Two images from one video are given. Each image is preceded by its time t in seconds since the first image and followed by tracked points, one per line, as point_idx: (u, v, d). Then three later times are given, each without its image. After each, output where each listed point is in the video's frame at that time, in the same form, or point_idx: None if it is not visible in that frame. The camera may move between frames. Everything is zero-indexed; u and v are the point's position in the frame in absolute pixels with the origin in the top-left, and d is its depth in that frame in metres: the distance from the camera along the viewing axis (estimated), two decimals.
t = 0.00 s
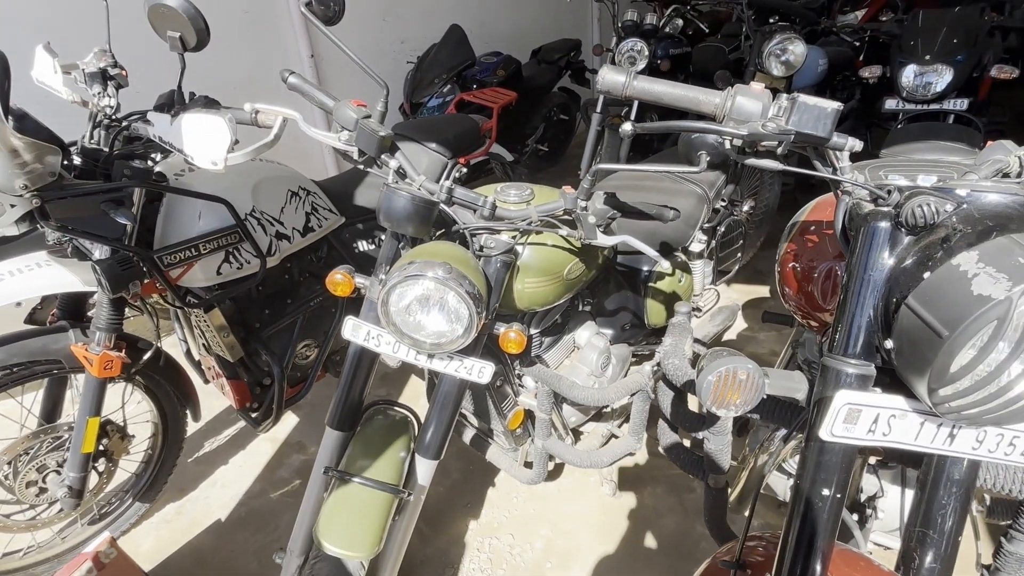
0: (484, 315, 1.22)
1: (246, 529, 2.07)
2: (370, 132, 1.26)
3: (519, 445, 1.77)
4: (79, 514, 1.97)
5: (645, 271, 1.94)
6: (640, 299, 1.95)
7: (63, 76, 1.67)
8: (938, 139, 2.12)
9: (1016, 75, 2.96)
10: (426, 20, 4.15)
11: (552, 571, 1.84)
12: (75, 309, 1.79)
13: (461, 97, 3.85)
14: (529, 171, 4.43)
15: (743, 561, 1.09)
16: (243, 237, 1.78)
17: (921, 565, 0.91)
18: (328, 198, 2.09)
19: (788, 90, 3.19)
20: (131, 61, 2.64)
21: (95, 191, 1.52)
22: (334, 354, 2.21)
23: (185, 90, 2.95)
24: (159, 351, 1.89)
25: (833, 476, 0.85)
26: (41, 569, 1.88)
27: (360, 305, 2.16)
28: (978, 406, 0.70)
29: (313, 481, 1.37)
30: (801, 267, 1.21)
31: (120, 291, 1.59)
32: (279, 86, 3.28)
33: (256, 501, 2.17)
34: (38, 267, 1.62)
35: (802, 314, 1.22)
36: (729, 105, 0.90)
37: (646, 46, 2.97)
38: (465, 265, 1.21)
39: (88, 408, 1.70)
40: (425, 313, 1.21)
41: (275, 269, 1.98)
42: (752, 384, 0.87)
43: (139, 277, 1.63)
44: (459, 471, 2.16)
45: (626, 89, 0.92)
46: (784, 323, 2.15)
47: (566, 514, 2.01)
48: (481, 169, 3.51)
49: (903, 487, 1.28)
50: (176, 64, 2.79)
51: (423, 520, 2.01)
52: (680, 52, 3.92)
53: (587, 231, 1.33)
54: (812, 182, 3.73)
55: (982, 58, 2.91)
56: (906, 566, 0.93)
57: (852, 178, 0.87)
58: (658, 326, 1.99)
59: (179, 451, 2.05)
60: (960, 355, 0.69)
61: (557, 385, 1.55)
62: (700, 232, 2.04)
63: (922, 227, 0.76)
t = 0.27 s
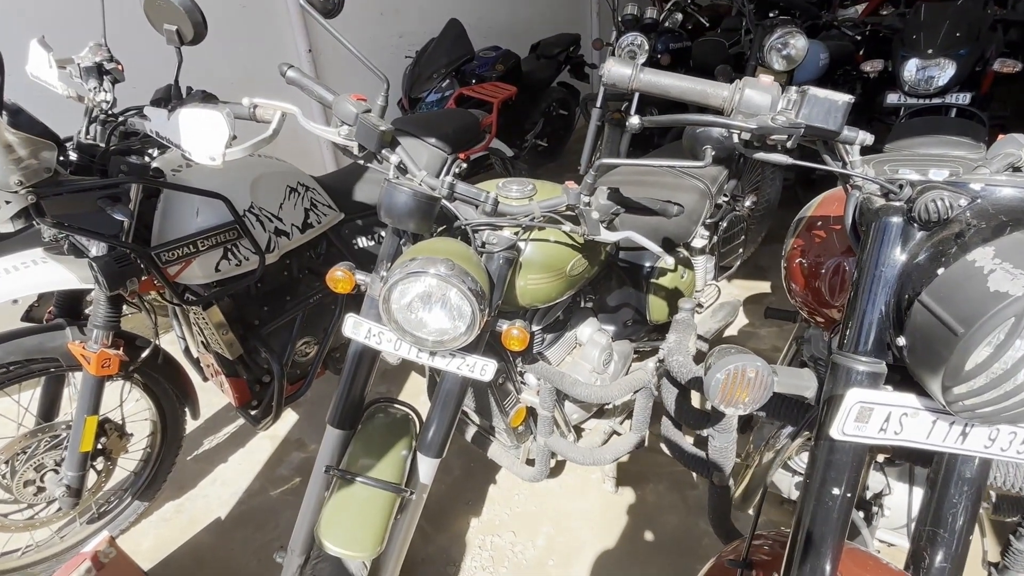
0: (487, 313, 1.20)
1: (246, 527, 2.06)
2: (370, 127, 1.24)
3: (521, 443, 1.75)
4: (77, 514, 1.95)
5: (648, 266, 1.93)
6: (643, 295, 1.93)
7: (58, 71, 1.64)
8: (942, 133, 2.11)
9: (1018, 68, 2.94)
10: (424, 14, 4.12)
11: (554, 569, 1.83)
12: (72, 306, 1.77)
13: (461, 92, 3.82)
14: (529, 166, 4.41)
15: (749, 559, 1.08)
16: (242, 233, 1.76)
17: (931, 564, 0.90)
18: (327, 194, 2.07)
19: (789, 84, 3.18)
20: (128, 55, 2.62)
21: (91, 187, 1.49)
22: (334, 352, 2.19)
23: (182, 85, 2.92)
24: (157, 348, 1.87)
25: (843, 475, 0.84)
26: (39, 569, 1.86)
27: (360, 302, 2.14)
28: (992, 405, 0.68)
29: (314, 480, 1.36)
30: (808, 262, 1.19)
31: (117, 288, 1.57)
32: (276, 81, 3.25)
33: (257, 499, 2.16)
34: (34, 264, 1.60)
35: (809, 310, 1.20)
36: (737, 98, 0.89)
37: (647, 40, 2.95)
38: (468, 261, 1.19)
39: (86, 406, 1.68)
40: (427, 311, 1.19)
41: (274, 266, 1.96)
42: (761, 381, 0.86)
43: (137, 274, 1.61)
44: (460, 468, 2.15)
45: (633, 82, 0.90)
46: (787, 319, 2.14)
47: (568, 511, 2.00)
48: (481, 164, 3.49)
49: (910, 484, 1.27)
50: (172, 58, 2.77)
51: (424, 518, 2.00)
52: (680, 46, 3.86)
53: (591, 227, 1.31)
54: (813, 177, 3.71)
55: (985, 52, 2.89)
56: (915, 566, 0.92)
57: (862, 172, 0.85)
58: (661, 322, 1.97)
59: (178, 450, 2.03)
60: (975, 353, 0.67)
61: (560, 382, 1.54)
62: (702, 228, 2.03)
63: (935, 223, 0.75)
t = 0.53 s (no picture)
0: (482, 304, 1.19)
1: (241, 521, 2.05)
2: (363, 115, 1.23)
3: (517, 434, 1.75)
4: (70, 508, 1.94)
5: (644, 258, 1.92)
6: (639, 286, 1.92)
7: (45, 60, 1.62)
8: (938, 123, 2.10)
9: (1014, 58, 2.95)
10: (418, 4, 4.08)
11: (550, 560, 1.83)
12: (62, 299, 1.75)
13: (455, 83, 3.79)
14: (524, 158, 4.38)
15: (746, 550, 1.08)
16: (234, 225, 1.74)
17: (927, 554, 0.90)
18: (320, 185, 2.05)
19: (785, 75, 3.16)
20: (116, 45, 2.59)
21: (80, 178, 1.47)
22: (328, 345, 2.18)
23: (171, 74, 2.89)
24: (149, 342, 1.85)
25: (841, 464, 0.83)
26: (32, 563, 1.85)
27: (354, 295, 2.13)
28: (991, 393, 0.68)
29: (309, 473, 1.35)
30: (806, 252, 1.18)
31: (107, 281, 1.55)
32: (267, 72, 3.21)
33: (252, 493, 2.15)
34: (23, 257, 1.58)
35: (807, 299, 1.19)
36: (735, 85, 0.87)
37: (642, 30, 2.93)
38: (463, 252, 1.18)
39: (77, 400, 1.67)
40: (421, 302, 1.18)
41: (267, 258, 1.94)
42: (759, 371, 0.85)
43: (127, 267, 1.59)
44: (456, 460, 2.15)
45: (629, 68, 0.89)
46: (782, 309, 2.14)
47: (564, 503, 2.00)
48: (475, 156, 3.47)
49: (906, 474, 1.27)
50: (161, 47, 2.73)
51: (420, 510, 2.00)
52: (675, 37, 3.91)
53: (586, 218, 1.31)
54: (809, 168, 3.71)
55: (981, 42, 2.88)
56: (912, 555, 0.92)
57: (861, 159, 0.84)
58: (657, 314, 1.96)
59: (172, 444, 2.02)
60: (975, 341, 0.67)
61: (556, 373, 1.54)
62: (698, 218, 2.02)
63: (935, 210, 0.75)
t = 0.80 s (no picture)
0: (472, 291, 1.19)
1: (233, 511, 2.05)
2: (352, 101, 1.22)
3: (509, 422, 1.75)
4: (61, 499, 1.93)
5: (635, 246, 1.91)
6: (630, 275, 1.92)
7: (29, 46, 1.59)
8: (929, 111, 2.11)
9: (1005, 47, 2.97)
10: None
11: (542, 546, 1.84)
12: (50, 289, 1.73)
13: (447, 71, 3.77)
14: (517, 148, 4.37)
15: (735, 533, 1.09)
16: (223, 214, 1.73)
17: (912, 534, 0.91)
18: (310, 174, 2.03)
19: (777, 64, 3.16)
20: (102, 32, 2.56)
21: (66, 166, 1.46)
22: (320, 334, 2.17)
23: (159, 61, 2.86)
24: (139, 331, 1.84)
25: (828, 446, 0.84)
26: (23, 554, 1.85)
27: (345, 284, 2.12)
28: (975, 373, 0.68)
29: (301, 461, 1.35)
30: (795, 238, 1.17)
31: (95, 269, 1.54)
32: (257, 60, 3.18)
33: (244, 482, 2.14)
34: (9, 246, 1.57)
35: (796, 285, 1.19)
36: (724, 68, 0.87)
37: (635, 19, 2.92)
38: (453, 238, 1.18)
39: (66, 390, 1.66)
40: (412, 290, 1.18)
41: (257, 248, 1.93)
42: (747, 353, 0.86)
43: (116, 255, 1.58)
44: (449, 449, 2.15)
45: (618, 51, 0.89)
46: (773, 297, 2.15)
47: (555, 491, 2.01)
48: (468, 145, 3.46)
49: (893, 458, 1.28)
50: (147, 32, 2.70)
51: (412, 499, 2.00)
52: (669, 26, 3.88)
53: (577, 204, 1.30)
54: (801, 158, 3.72)
55: (972, 31, 2.89)
56: (898, 536, 0.93)
57: (849, 142, 0.84)
58: (648, 303, 1.97)
59: (163, 434, 2.01)
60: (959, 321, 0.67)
61: (546, 361, 1.54)
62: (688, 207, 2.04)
63: (921, 192, 0.75)
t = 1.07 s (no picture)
0: (472, 278, 1.17)
1: (227, 504, 2.02)
2: (347, 83, 1.18)
3: (508, 413, 1.73)
4: (51, 493, 1.90)
5: (634, 235, 1.90)
6: (629, 264, 1.89)
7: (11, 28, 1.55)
8: (929, 98, 2.09)
9: (1003, 35, 2.97)
10: None
11: (541, 538, 1.83)
12: (36, 278, 1.69)
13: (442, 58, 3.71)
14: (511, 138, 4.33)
15: (740, 523, 1.07)
16: (214, 201, 1.69)
17: (922, 523, 0.89)
18: (303, 162, 1.99)
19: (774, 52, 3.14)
20: (89, 15, 2.50)
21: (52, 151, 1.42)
22: (314, 325, 2.14)
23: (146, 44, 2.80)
24: (129, 322, 1.81)
25: (839, 434, 0.82)
26: (12, 549, 1.81)
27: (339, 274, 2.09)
28: (992, 357, 0.67)
29: (296, 452, 1.32)
30: (801, 223, 1.15)
31: (83, 258, 1.50)
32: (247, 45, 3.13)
33: (238, 475, 2.12)
34: None
35: (801, 271, 1.17)
36: (733, 45, 0.85)
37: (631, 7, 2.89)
38: (451, 224, 1.15)
39: (55, 382, 1.62)
40: (409, 277, 1.15)
41: (249, 237, 1.90)
42: (756, 340, 0.84)
43: (104, 244, 1.53)
44: (446, 440, 2.13)
45: (623, 28, 0.86)
46: (772, 287, 2.13)
47: (554, 481, 1.99)
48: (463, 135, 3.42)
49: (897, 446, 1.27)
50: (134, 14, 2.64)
51: (409, 491, 1.98)
52: (664, 15, 3.87)
53: (578, 189, 1.27)
54: (796, 148, 3.70)
55: (970, 19, 2.88)
56: (907, 524, 0.91)
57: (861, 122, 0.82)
58: (647, 292, 1.95)
59: (155, 426, 1.98)
60: (977, 304, 0.66)
61: (546, 350, 1.52)
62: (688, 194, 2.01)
63: (937, 171, 0.73)
